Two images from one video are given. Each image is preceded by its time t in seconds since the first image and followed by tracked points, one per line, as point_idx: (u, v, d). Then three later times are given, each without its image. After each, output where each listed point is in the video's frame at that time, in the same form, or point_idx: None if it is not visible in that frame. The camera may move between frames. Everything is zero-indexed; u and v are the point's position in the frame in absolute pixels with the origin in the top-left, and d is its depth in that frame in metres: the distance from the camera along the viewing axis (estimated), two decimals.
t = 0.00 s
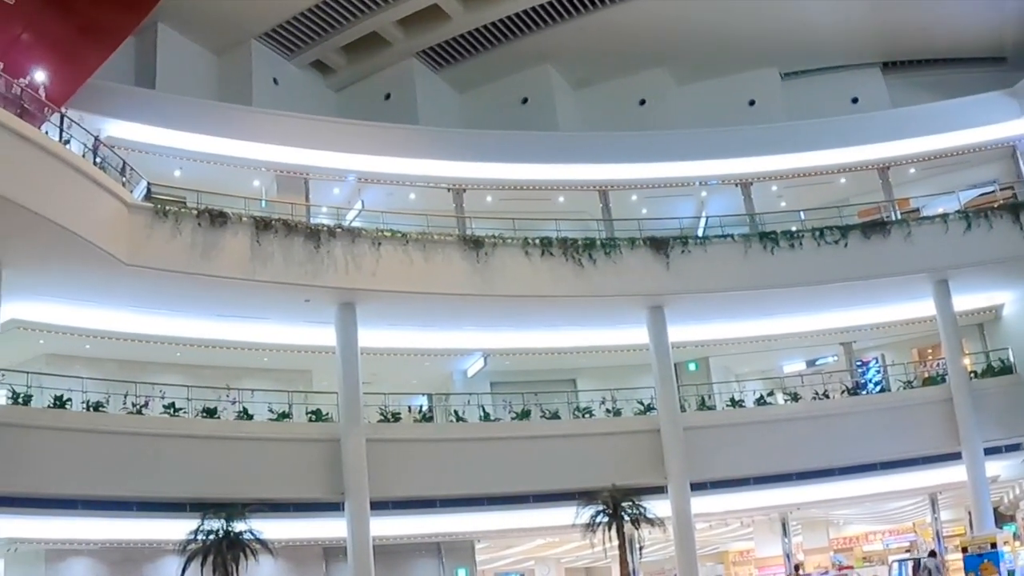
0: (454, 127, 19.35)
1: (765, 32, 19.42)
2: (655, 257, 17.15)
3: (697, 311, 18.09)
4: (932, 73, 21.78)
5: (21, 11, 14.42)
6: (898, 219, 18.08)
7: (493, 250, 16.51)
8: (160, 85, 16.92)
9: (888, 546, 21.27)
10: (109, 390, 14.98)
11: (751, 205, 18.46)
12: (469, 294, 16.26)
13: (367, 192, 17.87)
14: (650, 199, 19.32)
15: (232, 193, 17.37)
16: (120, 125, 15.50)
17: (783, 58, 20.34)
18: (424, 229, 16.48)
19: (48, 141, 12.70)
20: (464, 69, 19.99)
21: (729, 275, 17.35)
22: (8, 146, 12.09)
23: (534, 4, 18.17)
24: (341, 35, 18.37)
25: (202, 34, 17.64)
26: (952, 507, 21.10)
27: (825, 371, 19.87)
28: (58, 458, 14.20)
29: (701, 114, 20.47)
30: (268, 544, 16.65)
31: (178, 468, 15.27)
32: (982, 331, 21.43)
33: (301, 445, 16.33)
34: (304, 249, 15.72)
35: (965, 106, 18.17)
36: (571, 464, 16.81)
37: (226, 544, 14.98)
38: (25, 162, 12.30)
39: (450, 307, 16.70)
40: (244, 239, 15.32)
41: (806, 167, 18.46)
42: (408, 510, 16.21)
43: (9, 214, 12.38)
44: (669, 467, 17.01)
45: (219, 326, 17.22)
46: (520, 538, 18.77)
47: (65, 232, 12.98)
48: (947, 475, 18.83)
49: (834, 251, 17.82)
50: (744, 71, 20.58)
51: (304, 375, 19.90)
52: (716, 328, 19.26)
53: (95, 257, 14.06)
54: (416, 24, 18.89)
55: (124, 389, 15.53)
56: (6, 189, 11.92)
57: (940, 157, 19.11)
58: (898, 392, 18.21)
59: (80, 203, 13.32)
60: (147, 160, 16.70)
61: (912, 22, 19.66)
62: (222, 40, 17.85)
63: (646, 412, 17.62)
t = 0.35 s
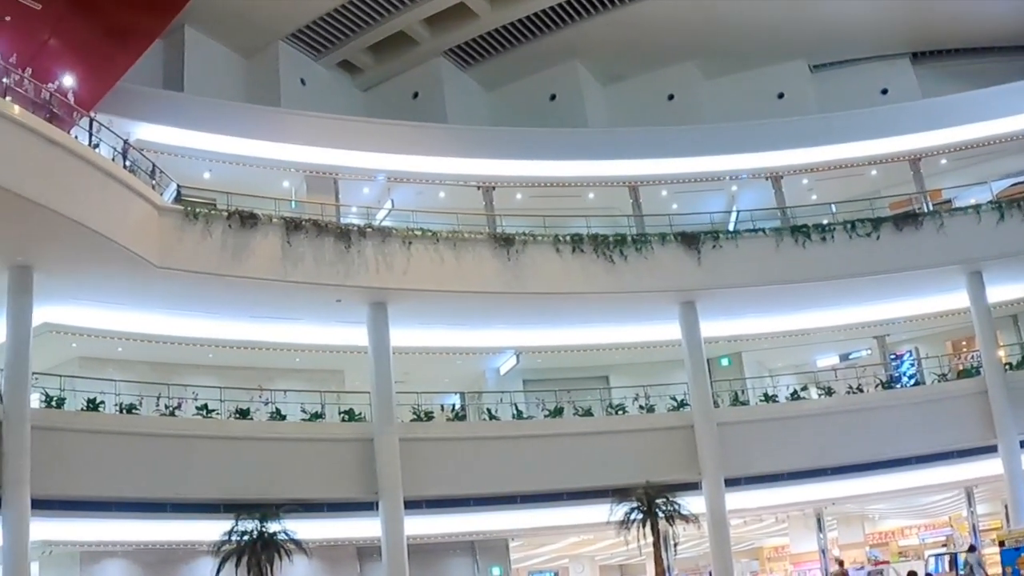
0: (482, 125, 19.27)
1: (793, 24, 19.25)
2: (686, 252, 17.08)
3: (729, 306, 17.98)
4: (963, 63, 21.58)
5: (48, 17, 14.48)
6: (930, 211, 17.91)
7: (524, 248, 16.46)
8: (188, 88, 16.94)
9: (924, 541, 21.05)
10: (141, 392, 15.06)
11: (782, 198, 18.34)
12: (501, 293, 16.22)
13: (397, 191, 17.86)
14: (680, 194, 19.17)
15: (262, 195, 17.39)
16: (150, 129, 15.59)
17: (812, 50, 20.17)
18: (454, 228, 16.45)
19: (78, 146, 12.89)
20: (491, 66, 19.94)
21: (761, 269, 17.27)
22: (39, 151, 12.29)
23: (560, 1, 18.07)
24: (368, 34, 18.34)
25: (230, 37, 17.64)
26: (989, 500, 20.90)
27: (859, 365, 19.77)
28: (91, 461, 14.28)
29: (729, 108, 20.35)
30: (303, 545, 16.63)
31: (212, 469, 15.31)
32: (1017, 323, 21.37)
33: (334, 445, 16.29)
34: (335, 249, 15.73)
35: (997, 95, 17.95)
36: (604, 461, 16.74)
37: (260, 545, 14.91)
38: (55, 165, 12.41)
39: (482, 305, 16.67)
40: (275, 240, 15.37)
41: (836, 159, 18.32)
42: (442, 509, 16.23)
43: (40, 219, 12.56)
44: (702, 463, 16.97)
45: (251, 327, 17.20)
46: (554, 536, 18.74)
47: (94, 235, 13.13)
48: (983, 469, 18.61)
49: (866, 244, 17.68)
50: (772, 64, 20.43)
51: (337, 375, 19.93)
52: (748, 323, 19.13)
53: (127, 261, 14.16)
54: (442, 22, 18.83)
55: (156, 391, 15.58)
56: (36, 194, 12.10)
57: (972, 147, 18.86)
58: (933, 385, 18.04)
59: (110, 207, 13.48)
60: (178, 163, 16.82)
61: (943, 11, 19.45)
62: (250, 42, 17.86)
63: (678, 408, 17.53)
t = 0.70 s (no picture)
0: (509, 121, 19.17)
1: (820, 15, 19.11)
2: (717, 246, 17.00)
3: (761, 300, 17.89)
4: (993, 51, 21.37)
5: (79, 23, 14.75)
6: (961, 200, 17.69)
7: (555, 244, 16.43)
8: (215, 90, 16.96)
9: (960, 534, 20.98)
10: (173, 394, 15.18)
11: (812, 191, 18.25)
12: (533, 289, 16.19)
13: (427, 189, 17.82)
14: (710, 188, 19.09)
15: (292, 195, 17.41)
16: (178, 132, 15.64)
17: (839, 41, 20.03)
18: (484, 225, 16.44)
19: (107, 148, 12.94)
20: (517, 63, 19.91)
21: (791, 261, 17.19)
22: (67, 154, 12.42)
23: None
24: (394, 33, 18.29)
25: (257, 38, 17.67)
26: None
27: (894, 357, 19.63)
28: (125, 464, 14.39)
29: (756, 101, 20.25)
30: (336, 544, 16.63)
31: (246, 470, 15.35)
32: None
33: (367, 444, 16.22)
34: (365, 248, 15.73)
35: None
36: (636, 457, 16.71)
37: (295, 545, 14.97)
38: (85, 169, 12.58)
39: (514, 303, 16.64)
40: (305, 240, 15.41)
41: (866, 150, 18.19)
42: (475, 507, 16.24)
43: (67, 222, 12.71)
44: (737, 458, 16.97)
45: (283, 328, 17.20)
46: (587, 533, 18.71)
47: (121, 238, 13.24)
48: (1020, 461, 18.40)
49: (899, 236, 17.48)
50: (799, 55, 20.29)
51: (371, 375, 19.87)
52: (781, 317, 19.02)
53: (158, 263, 14.30)
54: (469, 20, 18.82)
55: (189, 392, 15.72)
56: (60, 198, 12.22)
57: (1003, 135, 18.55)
58: (967, 377, 17.85)
59: (139, 210, 13.59)
60: (207, 166, 16.88)
61: None
62: (277, 43, 17.88)
63: (712, 403, 17.58)
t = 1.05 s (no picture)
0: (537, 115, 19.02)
1: (847, 4, 18.94)
2: (750, 240, 17.04)
3: (794, 293, 17.80)
4: None
5: (107, 28, 14.81)
6: (995, 188, 17.56)
7: (587, 240, 16.42)
8: (244, 92, 17.00)
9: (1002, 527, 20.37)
10: (208, 396, 15.17)
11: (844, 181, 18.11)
12: (567, 285, 16.16)
13: (457, 187, 17.74)
14: (742, 180, 18.99)
15: (322, 196, 17.40)
16: (208, 133, 15.65)
17: (868, 30, 19.84)
18: (516, 222, 16.42)
19: (135, 151, 13.23)
20: (545, 59, 19.88)
21: (824, 254, 17.10)
22: (96, 158, 12.69)
23: None
24: (421, 31, 18.25)
25: (284, 39, 17.68)
26: None
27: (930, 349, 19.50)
28: (160, 466, 14.54)
29: (785, 92, 20.11)
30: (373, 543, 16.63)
31: (281, 471, 15.37)
32: None
33: (402, 443, 16.14)
34: (397, 248, 15.72)
35: None
36: (670, 453, 16.69)
37: (331, 544, 15.01)
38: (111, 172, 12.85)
39: (547, 299, 16.61)
40: (338, 240, 15.45)
41: (897, 139, 18.02)
42: (511, 505, 16.24)
43: (98, 225, 12.93)
44: (772, 452, 16.90)
45: (317, 328, 17.19)
46: (623, 529, 18.65)
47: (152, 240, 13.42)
48: None
49: (932, 225, 17.35)
50: (827, 45, 20.12)
51: (405, 373, 19.81)
52: (816, 310, 18.91)
53: (191, 266, 14.46)
54: (496, 16, 18.77)
55: (223, 393, 15.71)
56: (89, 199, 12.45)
57: None
58: (1004, 367, 17.63)
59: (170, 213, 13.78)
60: (238, 168, 16.89)
61: None
62: (304, 43, 17.88)
63: (748, 397, 17.40)
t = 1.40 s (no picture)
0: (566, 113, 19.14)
1: None
2: (781, 233, 17.00)
3: (824, 287, 17.81)
4: None
5: (131, 33, 14.67)
6: None
7: (618, 236, 16.45)
8: (272, 95, 17.02)
9: None
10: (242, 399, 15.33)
11: (875, 173, 18.02)
12: (598, 282, 16.19)
13: (486, 186, 17.72)
14: (771, 174, 18.92)
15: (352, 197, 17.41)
16: (237, 137, 15.78)
17: (895, 19, 19.68)
18: (546, 220, 16.43)
19: (163, 156, 13.33)
20: (571, 56, 19.84)
21: (854, 247, 17.02)
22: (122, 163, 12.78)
23: None
24: (447, 30, 18.23)
25: (311, 42, 17.71)
26: None
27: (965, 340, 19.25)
28: (193, 469, 14.62)
29: (812, 85, 20.00)
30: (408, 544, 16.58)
31: (316, 473, 15.41)
32: None
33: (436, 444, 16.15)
34: (428, 248, 15.75)
35: None
36: (700, 450, 16.73)
37: (366, 546, 14.93)
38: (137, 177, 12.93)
39: (578, 297, 16.62)
40: (368, 241, 15.48)
41: (927, 130, 17.86)
42: (545, 503, 16.26)
43: (128, 230, 13.04)
44: (807, 447, 16.85)
45: (348, 329, 17.17)
46: (658, 527, 18.63)
47: (181, 243, 13.52)
48: None
49: (964, 215, 17.20)
50: (854, 36, 19.98)
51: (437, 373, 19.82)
52: (849, 303, 18.86)
53: (222, 269, 14.60)
54: (520, 14, 18.72)
55: (257, 396, 15.79)
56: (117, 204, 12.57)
57: None
58: None
59: (200, 216, 13.87)
60: (267, 171, 16.94)
61: None
62: (331, 45, 17.91)
63: (781, 392, 17.46)
